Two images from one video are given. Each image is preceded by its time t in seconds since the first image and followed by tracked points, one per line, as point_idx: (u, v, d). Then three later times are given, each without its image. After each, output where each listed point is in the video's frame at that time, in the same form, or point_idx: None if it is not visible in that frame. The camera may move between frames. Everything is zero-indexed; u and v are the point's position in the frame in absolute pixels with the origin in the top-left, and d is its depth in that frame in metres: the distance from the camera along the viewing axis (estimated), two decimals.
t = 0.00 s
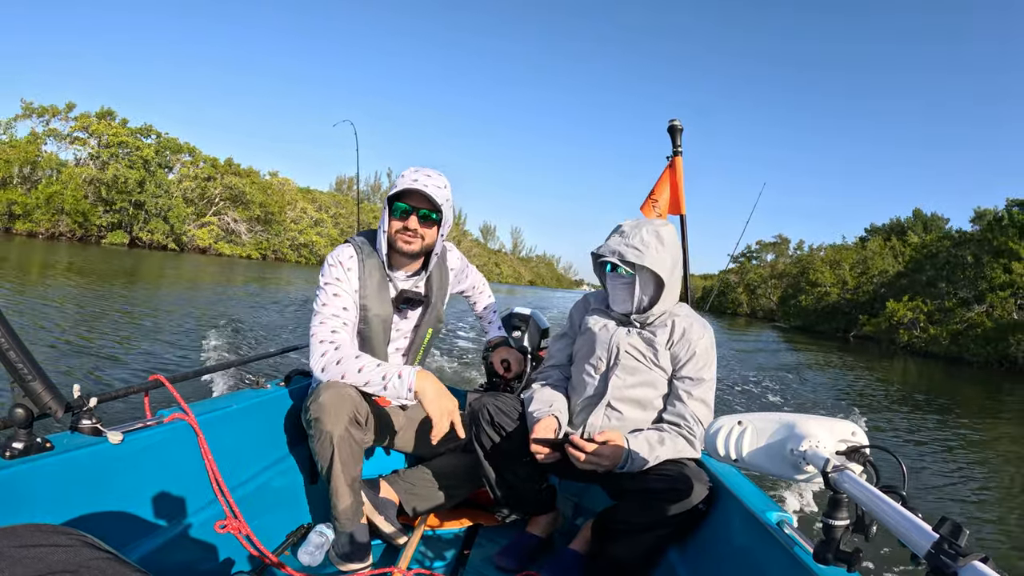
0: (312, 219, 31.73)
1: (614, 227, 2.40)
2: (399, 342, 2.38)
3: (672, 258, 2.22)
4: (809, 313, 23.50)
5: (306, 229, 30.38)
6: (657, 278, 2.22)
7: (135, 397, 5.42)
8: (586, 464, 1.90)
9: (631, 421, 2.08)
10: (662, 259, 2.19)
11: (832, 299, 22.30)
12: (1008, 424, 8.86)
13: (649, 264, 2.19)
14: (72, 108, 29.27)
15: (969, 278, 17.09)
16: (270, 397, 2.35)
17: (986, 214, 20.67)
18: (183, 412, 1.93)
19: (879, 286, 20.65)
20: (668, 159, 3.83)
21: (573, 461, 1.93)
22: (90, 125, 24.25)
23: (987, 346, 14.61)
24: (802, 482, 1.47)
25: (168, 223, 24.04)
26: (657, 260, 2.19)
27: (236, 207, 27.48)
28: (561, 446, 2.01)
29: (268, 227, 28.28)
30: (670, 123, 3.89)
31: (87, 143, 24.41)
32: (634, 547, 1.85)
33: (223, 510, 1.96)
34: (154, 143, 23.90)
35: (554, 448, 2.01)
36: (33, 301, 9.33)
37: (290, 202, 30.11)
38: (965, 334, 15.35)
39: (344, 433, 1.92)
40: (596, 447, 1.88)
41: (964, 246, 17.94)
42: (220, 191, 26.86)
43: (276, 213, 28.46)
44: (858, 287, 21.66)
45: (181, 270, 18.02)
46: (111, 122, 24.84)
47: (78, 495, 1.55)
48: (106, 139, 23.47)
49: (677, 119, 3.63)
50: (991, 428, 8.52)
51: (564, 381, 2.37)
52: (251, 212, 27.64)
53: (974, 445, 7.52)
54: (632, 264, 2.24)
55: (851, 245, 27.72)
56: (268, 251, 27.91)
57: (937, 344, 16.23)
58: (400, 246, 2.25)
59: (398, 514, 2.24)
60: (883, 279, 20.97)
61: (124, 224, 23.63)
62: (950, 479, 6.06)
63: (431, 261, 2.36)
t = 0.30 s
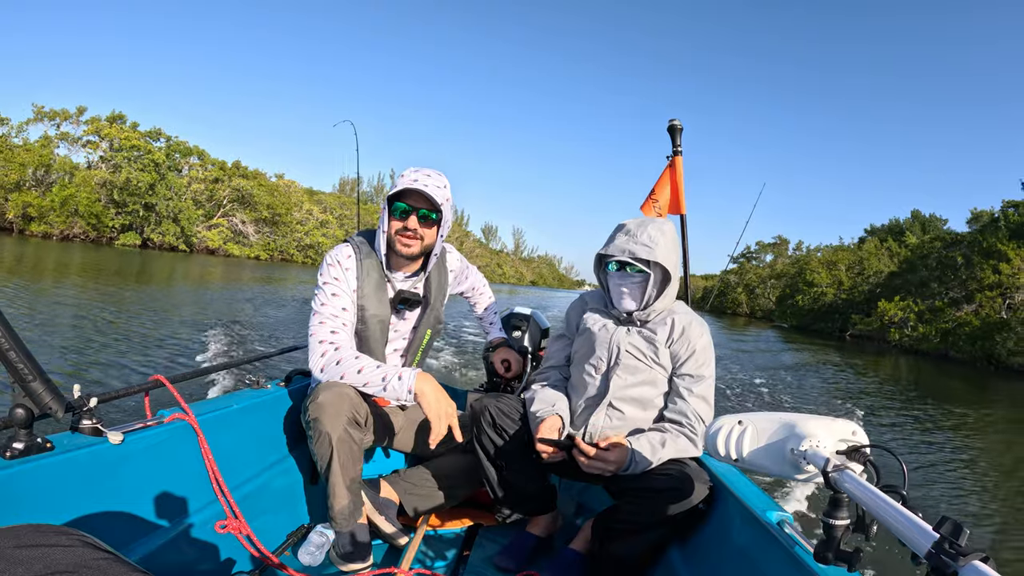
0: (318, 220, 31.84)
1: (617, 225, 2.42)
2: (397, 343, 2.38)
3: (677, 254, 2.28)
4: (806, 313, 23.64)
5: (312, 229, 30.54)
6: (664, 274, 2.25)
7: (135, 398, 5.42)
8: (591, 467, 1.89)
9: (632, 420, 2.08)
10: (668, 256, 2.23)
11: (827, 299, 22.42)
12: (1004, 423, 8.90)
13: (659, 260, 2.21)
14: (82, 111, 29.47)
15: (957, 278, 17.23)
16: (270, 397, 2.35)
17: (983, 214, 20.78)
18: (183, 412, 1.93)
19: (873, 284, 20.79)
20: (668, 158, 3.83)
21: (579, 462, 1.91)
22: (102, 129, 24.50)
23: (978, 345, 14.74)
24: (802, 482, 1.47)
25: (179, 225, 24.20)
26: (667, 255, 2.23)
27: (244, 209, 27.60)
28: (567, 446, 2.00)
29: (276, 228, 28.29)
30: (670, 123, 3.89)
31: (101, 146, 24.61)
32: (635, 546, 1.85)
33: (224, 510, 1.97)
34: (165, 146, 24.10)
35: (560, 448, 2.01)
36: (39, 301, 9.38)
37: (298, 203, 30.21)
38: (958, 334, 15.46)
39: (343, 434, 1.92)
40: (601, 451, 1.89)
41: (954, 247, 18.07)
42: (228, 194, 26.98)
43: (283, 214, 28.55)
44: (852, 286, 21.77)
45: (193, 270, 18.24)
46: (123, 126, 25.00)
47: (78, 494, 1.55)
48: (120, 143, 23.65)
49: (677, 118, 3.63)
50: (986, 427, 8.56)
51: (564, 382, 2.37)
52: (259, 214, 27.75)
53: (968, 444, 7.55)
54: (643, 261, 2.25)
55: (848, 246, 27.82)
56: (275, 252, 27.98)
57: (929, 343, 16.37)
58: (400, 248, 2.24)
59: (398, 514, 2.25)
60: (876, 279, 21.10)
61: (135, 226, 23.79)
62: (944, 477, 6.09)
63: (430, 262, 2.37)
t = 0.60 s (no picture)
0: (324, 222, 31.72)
1: (619, 220, 2.44)
2: (396, 344, 2.38)
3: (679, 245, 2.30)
4: (804, 313, 23.69)
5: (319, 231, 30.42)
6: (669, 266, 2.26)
7: (135, 399, 5.42)
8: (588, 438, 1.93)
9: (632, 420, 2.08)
10: (671, 249, 2.25)
11: (823, 298, 22.51)
12: (1000, 422, 8.95)
13: (667, 250, 2.25)
14: (91, 113, 29.63)
15: (948, 278, 17.36)
16: (270, 397, 2.35)
17: (980, 215, 20.88)
18: (182, 411, 1.93)
19: (869, 284, 20.89)
20: (667, 158, 3.83)
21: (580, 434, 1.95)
22: (114, 133, 24.63)
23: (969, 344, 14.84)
24: (802, 481, 1.47)
25: (190, 227, 24.23)
26: (671, 245, 2.26)
27: (253, 210, 27.64)
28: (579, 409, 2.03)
29: (283, 229, 28.26)
30: (670, 122, 3.88)
31: (113, 150, 24.74)
32: (635, 546, 1.85)
33: (223, 510, 1.97)
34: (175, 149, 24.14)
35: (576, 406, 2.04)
36: (44, 301, 9.39)
37: (305, 205, 30.28)
38: (950, 333, 15.52)
39: (342, 433, 1.92)
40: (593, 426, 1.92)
41: (947, 248, 18.20)
42: (237, 196, 27.05)
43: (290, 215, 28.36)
44: (848, 286, 21.85)
45: (201, 271, 18.33)
46: (134, 130, 25.14)
47: (77, 495, 1.55)
48: (132, 146, 23.79)
49: (677, 118, 3.62)
50: (981, 425, 8.59)
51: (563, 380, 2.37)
52: (266, 215, 27.54)
53: (965, 443, 7.58)
54: (651, 250, 2.27)
55: (846, 246, 27.93)
56: (282, 253, 27.79)
57: (921, 341, 16.46)
58: (388, 246, 2.23)
59: (398, 514, 2.25)
60: (871, 279, 21.22)
61: (146, 227, 23.80)
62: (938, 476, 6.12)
63: (425, 260, 2.37)
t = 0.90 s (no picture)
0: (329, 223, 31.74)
1: (623, 216, 2.45)
2: (395, 343, 2.38)
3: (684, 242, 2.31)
4: (800, 313, 23.78)
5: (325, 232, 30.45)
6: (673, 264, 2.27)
7: (134, 399, 5.41)
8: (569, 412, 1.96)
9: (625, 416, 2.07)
10: (674, 245, 2.26)
11: (819, 298, 22.61)
12: (998, 422, 8.98)
13: (669, 246, 2.25)
14: (100, 116, 29.74)
15: (940, 278, 17.50)
16: (269, 398, 2.34)
17: (976, 216, 20.99)
18: (182, 411, 1.93)
19: (865, 284, 20.97)
20: (667, 158, 3.83)
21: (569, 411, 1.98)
22: (125, 137, 24.70)
23: (958, 343, 14.99)
24: (802, 481, 1.46)
25: (200, 229, 24.26)
26: (674, 243, 2.26)
27: (261, 212, 27.58)
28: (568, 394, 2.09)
29: (290, 231, 28.22)
30: (670, 122, 3.88)
31: (124, 153, 24.80)
32: (634, 546, 1.85)
33: (223, 510, 1.97)
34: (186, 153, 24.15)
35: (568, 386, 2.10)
36: (45, 301, 9.37)
37: (311, 207, 30.34)
38: (942, 331, 15.64)
39: (340, 433, 1.92)
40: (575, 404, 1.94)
41: (939, 250, 18.33)
42: (244, 198, 27.04)
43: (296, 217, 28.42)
44: (844, 286, 21.90)
45: (209, 271, 18.38)
46: (145, 133, 25.22)
47: (77, 494, 1.55)
48: (142, 149, 23.85)
49: (677, 118, 3.62)
50: (978, 426, 8.62)
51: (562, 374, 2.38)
52: (273, 217, 27.42)
53: (962, 444, 7.60)
54: (653, 245, 2.26)
55: (844, 247, 28.02)
56: (289, 254, 27.86)
57: (911, 340, 16.57)
58: (388, 244, 2.23)
59: (398, 513, 2.25)
60: (865, 278, 21.34)
61: (157, 228, 23.78)
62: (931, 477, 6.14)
63: (424, 257, 2.38)
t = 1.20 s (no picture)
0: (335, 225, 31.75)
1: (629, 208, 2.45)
2: (393, 344, 2.38)
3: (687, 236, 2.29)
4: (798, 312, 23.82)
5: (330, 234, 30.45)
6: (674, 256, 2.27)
7: (133, 398, 5.40)
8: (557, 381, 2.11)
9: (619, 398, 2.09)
10: (677, 237, 2.25)
11: (815, 298, 22.69)
12: (994, 421, 9.01)
13: (670, 239, 2.24)
14: (110, 119, 29.85)
15: (932, 278, 17.63)
16: (269, 398, 2.34)
17: (974, 216, 21.05)
18: (182, 411, 1.93)
19: (860, 283, 21.03)
20: (667, 158, 3.83)
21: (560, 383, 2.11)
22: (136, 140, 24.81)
23: (947, 341, 15.07)
24: (802, 481, 1.47)
25: (209, 230, 24.30)
26: (677, 236, 2.24)
27: (268, 213, 27.49)
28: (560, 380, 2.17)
29: (297, 232, 28.21)
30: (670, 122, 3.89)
31: (135, 156, 24.95)
32: (634, 544, 1.84)
33: (222, 510, 1.96)
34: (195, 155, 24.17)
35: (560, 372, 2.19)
36: (48, 301, 9.38)
37: (318, 209, 30.43)
38: (932, 331, 15.75)
39: (339, 433, 1.92)
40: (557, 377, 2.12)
41: (932, 251, 18.47)
42: (252, 199, 27.01)
43: (303, 218, 28.39)
44: (840, 286, 21.93)
45: (220, 272, 18.55)
46: (155, 136, 25.35)
47: (76, 495, 1.55)
48: (153, 153, 24.00)
49: (676, 118, 3.63)
50: (974, 424, 8.65)
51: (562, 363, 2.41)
52: (281, 218, 27.40)
53: (961, 442, 7.60)
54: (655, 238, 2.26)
55: (841, 248, 28.10)
56: (296, 255, 27.16)
57: (902, 338, 16.64)
58: (387, 243, 2.24)
59: (398, 513, 2.25)
60: (859, 277, 21.46)
61: (168, 230, 23.82)
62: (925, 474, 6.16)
63: (423, 258, 2.38)
